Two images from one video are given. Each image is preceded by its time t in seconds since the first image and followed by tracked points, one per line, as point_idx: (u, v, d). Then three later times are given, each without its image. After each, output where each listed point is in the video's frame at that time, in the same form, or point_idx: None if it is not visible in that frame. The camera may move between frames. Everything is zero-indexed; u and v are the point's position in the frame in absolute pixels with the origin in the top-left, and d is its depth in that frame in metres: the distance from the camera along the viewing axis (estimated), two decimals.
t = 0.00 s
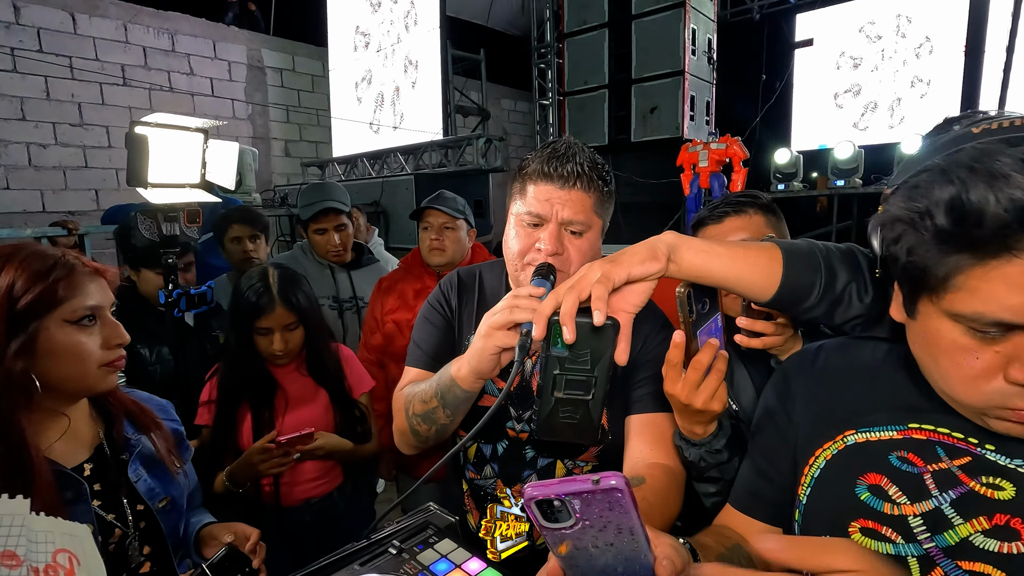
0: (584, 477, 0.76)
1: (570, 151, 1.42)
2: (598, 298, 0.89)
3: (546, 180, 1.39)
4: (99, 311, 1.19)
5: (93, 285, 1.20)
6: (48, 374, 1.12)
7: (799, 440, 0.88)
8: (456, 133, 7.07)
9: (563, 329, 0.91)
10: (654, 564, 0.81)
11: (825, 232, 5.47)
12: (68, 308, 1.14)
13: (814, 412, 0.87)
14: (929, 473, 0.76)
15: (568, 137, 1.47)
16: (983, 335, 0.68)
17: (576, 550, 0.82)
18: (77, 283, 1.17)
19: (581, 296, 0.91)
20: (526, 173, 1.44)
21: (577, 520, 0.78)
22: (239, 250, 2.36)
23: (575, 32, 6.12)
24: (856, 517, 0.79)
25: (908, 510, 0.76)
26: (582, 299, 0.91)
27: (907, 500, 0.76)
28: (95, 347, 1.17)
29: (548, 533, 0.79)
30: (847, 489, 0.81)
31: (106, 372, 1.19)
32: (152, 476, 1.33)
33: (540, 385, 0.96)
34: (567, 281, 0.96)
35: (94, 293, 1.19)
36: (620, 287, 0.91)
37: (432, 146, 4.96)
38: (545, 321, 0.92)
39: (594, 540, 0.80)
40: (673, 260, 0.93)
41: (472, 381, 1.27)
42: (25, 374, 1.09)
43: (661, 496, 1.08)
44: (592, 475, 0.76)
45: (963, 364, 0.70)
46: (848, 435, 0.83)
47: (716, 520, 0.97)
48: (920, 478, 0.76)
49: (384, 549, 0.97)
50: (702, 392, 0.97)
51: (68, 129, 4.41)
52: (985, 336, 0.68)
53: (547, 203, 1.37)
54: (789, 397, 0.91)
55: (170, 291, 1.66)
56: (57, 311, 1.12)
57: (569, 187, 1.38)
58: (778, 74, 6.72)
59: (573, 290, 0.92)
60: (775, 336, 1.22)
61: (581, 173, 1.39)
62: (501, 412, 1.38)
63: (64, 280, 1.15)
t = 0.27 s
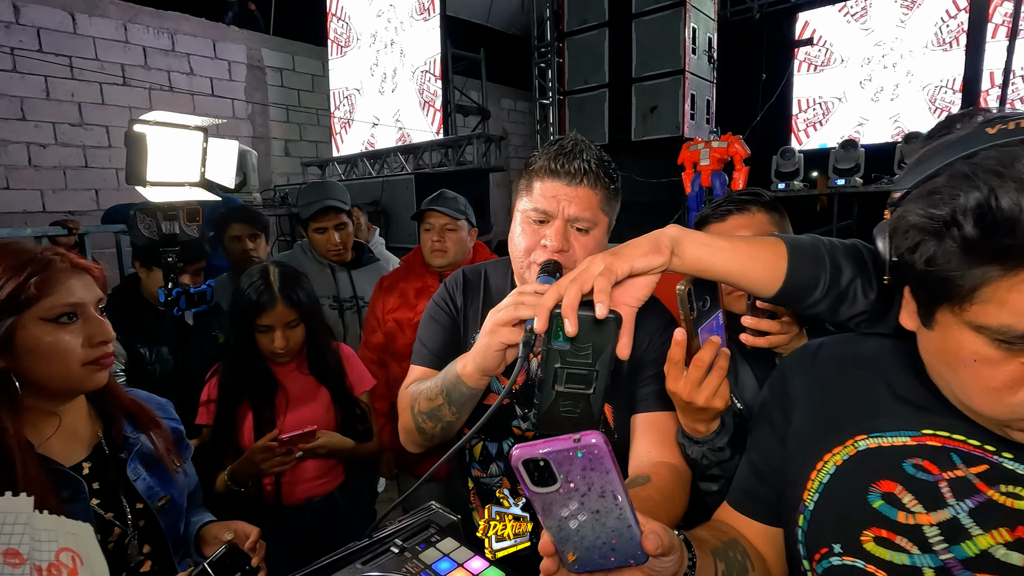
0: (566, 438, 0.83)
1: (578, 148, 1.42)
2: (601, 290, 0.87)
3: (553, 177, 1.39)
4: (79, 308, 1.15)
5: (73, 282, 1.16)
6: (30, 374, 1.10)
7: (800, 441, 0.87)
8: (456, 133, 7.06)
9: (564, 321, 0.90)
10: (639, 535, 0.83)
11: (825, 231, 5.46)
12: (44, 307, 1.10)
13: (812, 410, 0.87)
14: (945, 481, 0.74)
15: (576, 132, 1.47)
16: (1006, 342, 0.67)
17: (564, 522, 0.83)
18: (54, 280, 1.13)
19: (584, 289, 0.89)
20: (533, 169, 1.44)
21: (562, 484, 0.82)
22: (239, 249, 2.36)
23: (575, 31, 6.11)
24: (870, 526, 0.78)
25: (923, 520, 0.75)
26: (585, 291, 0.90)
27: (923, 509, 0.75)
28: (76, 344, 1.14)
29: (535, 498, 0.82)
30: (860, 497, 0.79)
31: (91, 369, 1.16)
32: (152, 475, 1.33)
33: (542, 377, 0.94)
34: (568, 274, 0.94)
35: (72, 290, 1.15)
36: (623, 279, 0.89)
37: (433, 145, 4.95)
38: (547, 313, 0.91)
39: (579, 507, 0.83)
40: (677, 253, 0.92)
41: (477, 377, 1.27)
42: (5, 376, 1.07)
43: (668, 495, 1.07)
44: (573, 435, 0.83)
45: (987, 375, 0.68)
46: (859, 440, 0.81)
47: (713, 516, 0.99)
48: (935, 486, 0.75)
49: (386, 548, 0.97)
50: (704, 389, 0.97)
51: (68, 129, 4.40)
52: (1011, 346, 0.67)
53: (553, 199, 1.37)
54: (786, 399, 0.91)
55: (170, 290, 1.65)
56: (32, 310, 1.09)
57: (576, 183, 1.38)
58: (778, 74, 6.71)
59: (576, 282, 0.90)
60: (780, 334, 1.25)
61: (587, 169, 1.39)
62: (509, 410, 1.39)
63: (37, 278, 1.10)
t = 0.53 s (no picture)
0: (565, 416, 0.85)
1: (579, 149, 1.42)
2: (618, 288, 0.84)
3: (554, 177, 1.39)
4: (65, 310, 1.12)
5: (58, 283, 1.13)
6: (18, 378, 1.08)
7: (815, 446, 0.87)
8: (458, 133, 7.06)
9: (580, 320, 0.88)
10: (639, 516, 0.85)
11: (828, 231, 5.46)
12: (26, 309, 1.07)
13: (824, 416, 0.87)
14: (976, 488, 0.74)
15: (577, 134, 1.47)
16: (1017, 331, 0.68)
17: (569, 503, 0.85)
18: (38, 283, 1.10)
19: (599, 286, 0.87)
20: (534, 172, 1.44)
21: (562, 462, 0.85)
22: (243, 248, 2.35)
23: (577, 31, 6.11)
24: (901, 537, 0.77)
25: (957, 528, 0.74)
26: (600, 289, 0.88)
27: (956, 518, 0.74)
28: (60, 348, 1.10)
29: (537, 479, 0.85)
30: (890, 507, 0.78)
31: (76, 373, 1.13)
32: (159, 476, 1.33)
33: (556, 377, 0.96)
34: (581, 271, 0.93)
35: (57, 292, 1.12)
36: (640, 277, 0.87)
37: (434, 145, 4.96)
38: (560, 312, 0.89)
39: (579, 487, 0.85)
40: (692, 251, 0.89)
41: (482, 374, 1.27)
42: None
43: (669, 494, 1.08)
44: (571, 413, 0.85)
45: (1000, 368, 0.69)
46: (884, 446, 0.80)
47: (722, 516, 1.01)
48: (967, 493, 0.74)
49: (393, 547, 0.97)
50: (711, 389, 0.96)
51: (71, 129, 4.42)
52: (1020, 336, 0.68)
53: (555, 201, 1.37)
54: (796, 414, 0.92)
55: (174, 287, 1.78)
56: (14, 313, 1.06)
57: (577, 184, 1.38)
58: (781, 74, 6.70)
59: (591, 280, 0.88)
60: (789, 334, 1.26)
61: (588, 171, 1.39)
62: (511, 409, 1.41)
63: (19, 280, 1.07)
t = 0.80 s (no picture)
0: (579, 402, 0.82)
1: (553, 145, 1.44)
2: (633, 288, 0.85)
3: (532, 173, 1.40)
4: (59, 307, 1.04)
5: (52, 279, 1.03)
6: (7, 376, 1.01)
7: (836, 448, 0.87)
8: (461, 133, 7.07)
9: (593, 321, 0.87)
10: (650, 507, 0.83)
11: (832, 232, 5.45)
12: (15, 308, 0.98)
13: (847, 419, 0.87)
14: (1008, 496, 0.74)
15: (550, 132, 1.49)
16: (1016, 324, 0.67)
17: (580, 491, 0.83)
18: (31, 278, 1.01)
19: (613, 286, 0.87)
20: (512, 169, 1.44)
21: (576, 449, 0.83)
22: (248, 250, 2.37)
23: (581, 31, 6.10)
24: (929, 543, 0.77)
25: (987, 537, 0.74)
26: (615, 290, 0.88)
27: (986, 526, 0.75)
28: (51, 347, 1.02)
29: (549, 465, 0.82)
30: (917, 513, 0.78)
31: (66, 373, 1.06)
32: (163, 475, 1.29)
33: (566, 379, 0.90)
34: (595, 272, 0.93)
35: (51, 288, 1.03)
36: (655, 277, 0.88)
37: (438, 146, 4.97)
38: (575, 313, 0.88)
39: (591, 475, 0.83)
40: (705, 252, 0.90)
41: (488, 368, 1.27)
42: None
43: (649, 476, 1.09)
44: (586, 399, 0.82)
45: (997, 358, 0.69)
46: (911, 451, 0.81)
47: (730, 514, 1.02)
48: (998, 501, 0.74)
49: (399, 547, 0.98)
50: (717, 395, 0.98)
51: (76, 129, 4.42)
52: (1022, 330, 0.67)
53: (536, 196, 1.37)
54: (815, 412, 0.92)
55: (181, 286, 1.69)
56: (3, 310, 0.97)
57: (555, 177, 1.39)
58: (784, 75, 6.69)
59: (605, 280, 0.88)
60: (797, 338, 1.25)
61: (564, 163, 1.40)
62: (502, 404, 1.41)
63: (11, 276, 0.98)
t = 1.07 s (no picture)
0: (587, 396, 0.83)
1: (533, 143, 1.44)
2: (644, 288, 0.83)
3: (514, 170, 1.39)
4: (56, 303, 1.11)
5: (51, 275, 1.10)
6: (3, 373, 1.06)
7: (848, 452, 0.86)
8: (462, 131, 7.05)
9: (604, 321, 0.86)
10: (656, 503, 0.86)
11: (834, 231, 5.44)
12: (13, 301, 1.05)
13: (864, 420, 0.86)
14: None
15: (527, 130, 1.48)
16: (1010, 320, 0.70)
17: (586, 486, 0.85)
18: (30, 274, 1.07)
19: (624, 286, 0.85)
20: (493, 167, 1.43)
21: (583, 444, 0.84)
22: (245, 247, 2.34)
23: (583, 29, 6.08)
24: (943, 550, 0.76)
25: (1003, 544, 0.73)
26: (626, 289, 0.86)
27: (1003, 532, 0.73)
28: (48, 341, 1.09)
29: (555, 460, 0.84)
30: (932, 517, 0.77)
31: (61, 369, 1.12)
32: (159, 476, 1.34)
33: (574, 381, 0.93)
34: (604, 271, 0.91)
35: (48, 284, 1.09)
36: (667, 276, 0.86)
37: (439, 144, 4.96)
38: (584, 313, 0.87)
39: (597, 470, 0.85)
40: (718, 250, 0.89)
41: (483, 365, 1.26)
42: None
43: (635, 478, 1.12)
44: (594, 394, 0.83)
45: (990, 349, 0.72)
46: (927, 454, 0.80)
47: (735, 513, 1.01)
48: (1016, 507, 0.73)
49: (398, 548, 0.96)
50: (716, 397, 0.96)
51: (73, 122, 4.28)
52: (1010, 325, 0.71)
53: (519, 192, 1.36)
54: (829, 414, 0.91)
55: (178, 284, 1.69)
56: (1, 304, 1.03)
57: (535, 171, 1.38)
58: (786, 73, 6.67)
59: (615, 279, 0.86)
60: (798, 341, 1.24)
61: (547, 160, 1.41)
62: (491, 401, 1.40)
63: (10, 270, 1.04)
